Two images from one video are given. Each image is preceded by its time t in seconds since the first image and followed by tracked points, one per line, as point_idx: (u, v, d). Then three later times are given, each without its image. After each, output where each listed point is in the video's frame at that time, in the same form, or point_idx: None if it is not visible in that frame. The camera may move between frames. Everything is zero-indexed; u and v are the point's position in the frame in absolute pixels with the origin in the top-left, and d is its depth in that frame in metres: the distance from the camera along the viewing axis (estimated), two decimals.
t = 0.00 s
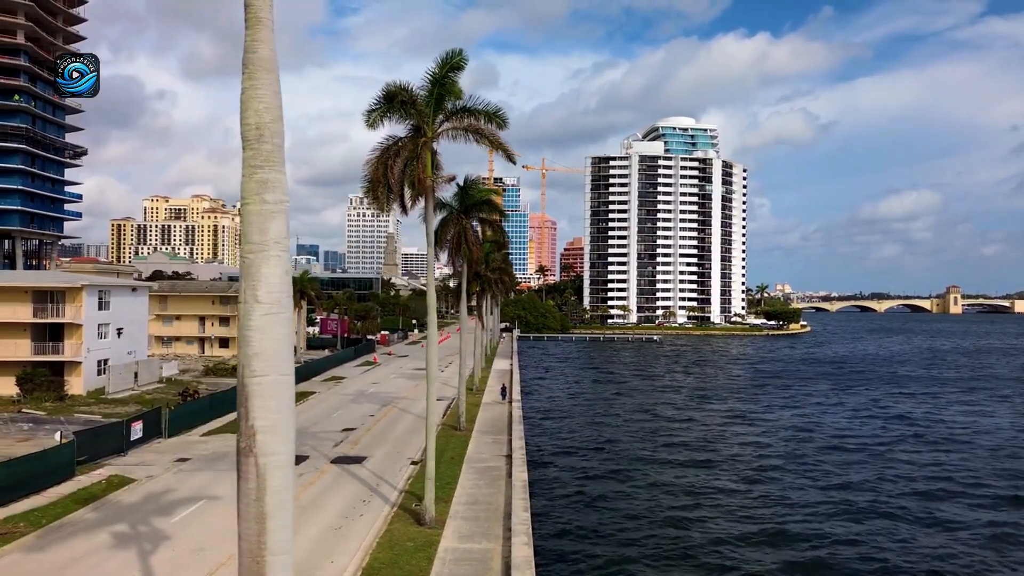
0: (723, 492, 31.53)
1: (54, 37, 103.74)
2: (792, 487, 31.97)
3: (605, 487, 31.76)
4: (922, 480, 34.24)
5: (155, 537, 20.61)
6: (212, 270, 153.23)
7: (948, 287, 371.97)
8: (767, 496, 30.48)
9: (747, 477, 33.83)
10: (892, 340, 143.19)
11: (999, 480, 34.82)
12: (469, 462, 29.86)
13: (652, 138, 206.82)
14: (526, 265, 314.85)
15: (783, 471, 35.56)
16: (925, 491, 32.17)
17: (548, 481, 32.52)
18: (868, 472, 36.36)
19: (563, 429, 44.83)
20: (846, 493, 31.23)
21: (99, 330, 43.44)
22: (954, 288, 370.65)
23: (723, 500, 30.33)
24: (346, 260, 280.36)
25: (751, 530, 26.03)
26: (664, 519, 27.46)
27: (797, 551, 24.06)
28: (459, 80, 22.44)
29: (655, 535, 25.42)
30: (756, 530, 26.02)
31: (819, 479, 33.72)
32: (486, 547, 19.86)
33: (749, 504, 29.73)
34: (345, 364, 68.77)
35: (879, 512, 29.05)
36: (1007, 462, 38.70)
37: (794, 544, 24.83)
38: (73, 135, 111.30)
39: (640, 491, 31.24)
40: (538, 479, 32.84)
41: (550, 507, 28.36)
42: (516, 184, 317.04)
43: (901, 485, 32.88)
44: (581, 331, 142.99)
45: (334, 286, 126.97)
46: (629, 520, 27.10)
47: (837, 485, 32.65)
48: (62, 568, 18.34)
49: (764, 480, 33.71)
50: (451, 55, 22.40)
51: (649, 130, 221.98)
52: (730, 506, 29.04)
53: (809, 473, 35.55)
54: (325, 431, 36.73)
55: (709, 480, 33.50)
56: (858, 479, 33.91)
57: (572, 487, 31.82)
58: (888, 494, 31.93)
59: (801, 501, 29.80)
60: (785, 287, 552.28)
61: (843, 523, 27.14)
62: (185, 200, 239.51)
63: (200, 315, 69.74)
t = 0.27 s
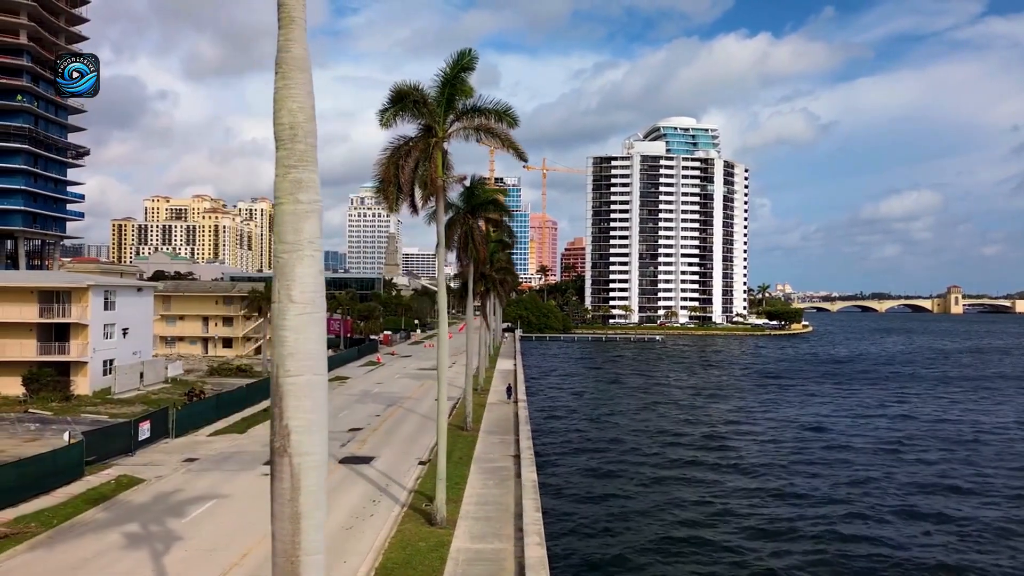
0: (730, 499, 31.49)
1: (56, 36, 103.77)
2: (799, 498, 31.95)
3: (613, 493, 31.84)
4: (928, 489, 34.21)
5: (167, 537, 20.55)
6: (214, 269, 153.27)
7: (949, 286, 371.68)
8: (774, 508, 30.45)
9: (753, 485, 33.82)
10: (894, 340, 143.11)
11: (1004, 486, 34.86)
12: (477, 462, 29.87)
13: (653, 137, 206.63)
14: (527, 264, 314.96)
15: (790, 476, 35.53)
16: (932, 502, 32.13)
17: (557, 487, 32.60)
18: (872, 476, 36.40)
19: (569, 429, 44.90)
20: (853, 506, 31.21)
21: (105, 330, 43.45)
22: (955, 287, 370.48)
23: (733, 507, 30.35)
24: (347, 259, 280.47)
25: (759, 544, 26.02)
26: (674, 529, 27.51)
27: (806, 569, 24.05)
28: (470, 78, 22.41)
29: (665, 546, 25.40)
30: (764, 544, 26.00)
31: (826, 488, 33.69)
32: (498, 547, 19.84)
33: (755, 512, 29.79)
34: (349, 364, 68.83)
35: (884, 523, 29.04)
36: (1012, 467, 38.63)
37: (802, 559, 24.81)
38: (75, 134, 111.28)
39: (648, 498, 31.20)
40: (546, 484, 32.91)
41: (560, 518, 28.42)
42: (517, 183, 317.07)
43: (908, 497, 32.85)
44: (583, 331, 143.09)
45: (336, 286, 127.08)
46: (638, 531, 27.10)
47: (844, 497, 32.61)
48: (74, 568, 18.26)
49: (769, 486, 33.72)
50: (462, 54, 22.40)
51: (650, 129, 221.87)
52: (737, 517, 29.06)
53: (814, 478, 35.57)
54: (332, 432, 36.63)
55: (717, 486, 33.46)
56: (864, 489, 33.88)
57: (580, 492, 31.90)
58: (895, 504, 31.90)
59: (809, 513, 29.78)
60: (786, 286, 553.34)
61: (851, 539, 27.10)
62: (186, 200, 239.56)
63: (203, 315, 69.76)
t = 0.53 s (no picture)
0: (738, 501, 31.46)
1: (58, 37, 103.87)
2: (807, 499, 31.92)
3: (621, 494, 31.83)
4: (935, 489, 34.19)
5: (179, 538, 20.51)
6: (215, 270, 153.25)
7: (950, 286, 371.49)
8: (783, 508, 30.41)
9: (761, 487, 33.81)
10: (896, 339, 143.04)
11: (1011, 485, 34.82)
12: (486, 463, 29.84)
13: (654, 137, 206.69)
14: (528, 264, 315.05)
15: (797, 477, 35.51)
16: (940, 502, 32.12)
17: (564, 487, 32.58)
18: (879, 476, 36.38)
19: (575, 430, 44.88)
20: (861, 506, 31.19)
21: (111, 331, 43.44)
22: (956, 287, 370.35)
23: (741, 507, 30.35)
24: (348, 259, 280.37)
25: (769, 546, 26.00)
26: (683, 529, 27.50)
27: (817, 570, 24.03)
28: (480, 80, 22.36)
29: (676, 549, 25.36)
30: (774, 547, 25.96)
31: (833, 488, 33.70)
32: (511, 548, 19.84)
33: (763, 512, 29.80)
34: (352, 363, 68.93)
35: (893, 523, 29.04)
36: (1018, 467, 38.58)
37: (814, 561, 24.77)
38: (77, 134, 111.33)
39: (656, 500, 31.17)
40: (554, 484, 32.90)
41: (569, 518, 28.39)
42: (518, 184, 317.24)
43: (915, 497, 32.84)
44: (585, 331, 143.06)
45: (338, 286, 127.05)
46: (648, 534, 27.06)
47: (852, 496, 32.60)
48: (86, 570, 18.20)
49: (777, 486, 33.72)
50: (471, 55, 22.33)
51: (651, 129, 221.87)
52: (746, 517, 29.05)
53: (822, 478, 35.53)
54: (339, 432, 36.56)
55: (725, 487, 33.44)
56: (871, 489, 33.86)
57: (588, 493, 31.89)
58: (903, 503, 31.90)
59: (817, 514, 29.76)
60: (786, 287, 553.09)
61: (861, 540, 27.06)
62: (186, 200, 239.74)
63: (207, 315, 69.74)
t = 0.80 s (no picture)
0: (746, 500, 31.46)
1: (60, 36, 103.94)
2: (816, 498, 31.90)
3: (629, 494, 31.83)
4: (943, 488, 34.17)
5: (191, 539, 20.46)
6: (216, 270, 153.21)
7: (951, 287, 371.32)
8: (792, 507, 30.41)
9: (769, 486, 33.79)
10: (898, 339, 142.95)
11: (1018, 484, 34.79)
12: (494, 463, 29.84)
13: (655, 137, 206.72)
14: (529, 265, 314.99)
15: (804, 477, 35.48)
16: (948, 500, 32.15)
17: (572, 487, 32.59)
18: (886, 475, 36.36)
19: (581, 430, 44.87)
20: (870, 504, 31.18)
21: (117, 331, 43.44)
22: (957, 287, 370.27)
23: (749, 507, 30.34)
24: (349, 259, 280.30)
25: (779, 546, 25.98)
26: (692, 529, 27.51)
27: (828, 570, 23.99)
28: (490, 81, 22.39)
29: (686, 549, 25.32)
30: (784, 546, 25.96)
31: (842, 488, 33.67)
32: (524, 548, 19.84)
33: (772, 512, 29.77)
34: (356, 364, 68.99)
35: (902, 522, 29.02)
36: None
37: (825, 561, 24.71)
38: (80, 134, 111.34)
39: (664, 499, 31.21)
40: (562, 484, 32.89)
41: (578, 518, 28.40)
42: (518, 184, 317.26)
43: (924, 495, 32.84)
44: (587, 331, 142.99)
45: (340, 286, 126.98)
46: (657, 533, 27.05)
47: (861, 495, 32.55)
48: (101, 571, 18.17)
49: (785, 486, 33.68)
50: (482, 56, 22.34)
51: (652, 129, 221.78)
52: (754, 517, 29.05)
53: (829, 478, 35.50)
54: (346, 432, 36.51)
55: (732, 487, 33.45)
56: (879, 489, 33.84)
57: (596, 492, 31.88)
58: (911, 503, 31.87)
59: (826, 514, 29.76)
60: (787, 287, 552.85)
61: (871, 539, 27.06)
62: (187, 200, 239.79)
63: (211, 315, 69.73)
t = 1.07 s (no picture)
0: (755, 500, 31.42)
1: (63, 36, 103.99)
2: (824, 498, 31.87)
3: (637, 494, 31.80)
4: (952, 488, 34.09)
5: (203, 539, 20.42)
6: (218, 270, 153.19)
7: (952, 287, 371.15)
8: (801, 506, 30.36)
9: (777, 486, 33.74)
10: (900, 339, 142.82)
11: None
12: (504, 463, 29.80)
13: (656, 137, 206.68)
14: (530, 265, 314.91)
15: (812, 477, 35.43)
16: (957, 500, 32.09)
17: (581, 487, 32.57)
18: (894, 475, 36.29)
19: (587, 430, 44.84)
20: (879, 504, 31.11)
21: (123, 331, 43.42)
22: (958, 288, 370.13)
23: (758, 507, 30.33)
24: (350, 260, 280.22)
25: (789, 546, 25.94)
26: (702, 528, 27.49)
27: (839, 570, 23.97)
28: (502, 82, 22.39)
29: (695, 549, 25.34)
30: (794, 546, 25.92)
31: (850, 488, 33.62)
32: (537, 549, 19.80)
33: (781, 512, 29.73)
34: (360, 364, 68.97)
35: (911, 522, 28.97)
36: None
37: (836, 561, 24.66)
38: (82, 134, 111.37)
39: (672, 499, 31.23)
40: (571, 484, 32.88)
41: (588, 518, 28.38)
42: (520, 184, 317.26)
43: (933, 495, 32.78)
44: (588, 331, 142.91)
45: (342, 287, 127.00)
46: (667, 533, 27.04)
47: (870, 495, 32.48)
48: (114, 571, 18.14)
49: (793, 486, 33.65)
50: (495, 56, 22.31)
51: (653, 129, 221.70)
52: (764, 517, 29.02)
53: (837, 478, 35.44)
54: (353, 432, 36.47)
55: (740, 487, 33.47)
56: (887, 489, 33.78)
57: (604, 493, 31.85)
58: (920, 502, 31.82)
59: (835, 514, 29.71)
60: (787, 288, 552.93)
61: (881, 538, 27.01)
62: (188, 200, 239.80)
63: (214, 315, 69.70)
